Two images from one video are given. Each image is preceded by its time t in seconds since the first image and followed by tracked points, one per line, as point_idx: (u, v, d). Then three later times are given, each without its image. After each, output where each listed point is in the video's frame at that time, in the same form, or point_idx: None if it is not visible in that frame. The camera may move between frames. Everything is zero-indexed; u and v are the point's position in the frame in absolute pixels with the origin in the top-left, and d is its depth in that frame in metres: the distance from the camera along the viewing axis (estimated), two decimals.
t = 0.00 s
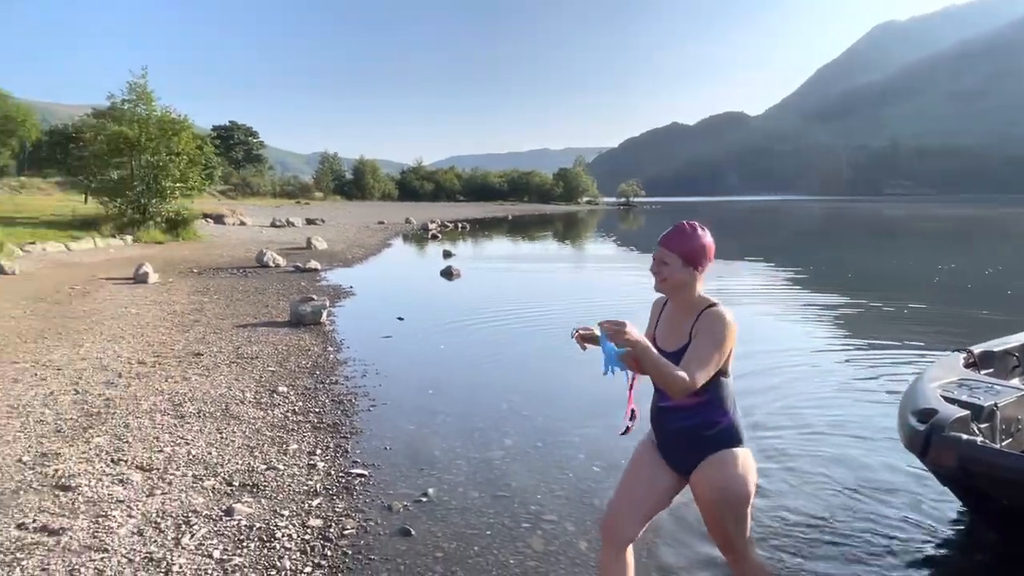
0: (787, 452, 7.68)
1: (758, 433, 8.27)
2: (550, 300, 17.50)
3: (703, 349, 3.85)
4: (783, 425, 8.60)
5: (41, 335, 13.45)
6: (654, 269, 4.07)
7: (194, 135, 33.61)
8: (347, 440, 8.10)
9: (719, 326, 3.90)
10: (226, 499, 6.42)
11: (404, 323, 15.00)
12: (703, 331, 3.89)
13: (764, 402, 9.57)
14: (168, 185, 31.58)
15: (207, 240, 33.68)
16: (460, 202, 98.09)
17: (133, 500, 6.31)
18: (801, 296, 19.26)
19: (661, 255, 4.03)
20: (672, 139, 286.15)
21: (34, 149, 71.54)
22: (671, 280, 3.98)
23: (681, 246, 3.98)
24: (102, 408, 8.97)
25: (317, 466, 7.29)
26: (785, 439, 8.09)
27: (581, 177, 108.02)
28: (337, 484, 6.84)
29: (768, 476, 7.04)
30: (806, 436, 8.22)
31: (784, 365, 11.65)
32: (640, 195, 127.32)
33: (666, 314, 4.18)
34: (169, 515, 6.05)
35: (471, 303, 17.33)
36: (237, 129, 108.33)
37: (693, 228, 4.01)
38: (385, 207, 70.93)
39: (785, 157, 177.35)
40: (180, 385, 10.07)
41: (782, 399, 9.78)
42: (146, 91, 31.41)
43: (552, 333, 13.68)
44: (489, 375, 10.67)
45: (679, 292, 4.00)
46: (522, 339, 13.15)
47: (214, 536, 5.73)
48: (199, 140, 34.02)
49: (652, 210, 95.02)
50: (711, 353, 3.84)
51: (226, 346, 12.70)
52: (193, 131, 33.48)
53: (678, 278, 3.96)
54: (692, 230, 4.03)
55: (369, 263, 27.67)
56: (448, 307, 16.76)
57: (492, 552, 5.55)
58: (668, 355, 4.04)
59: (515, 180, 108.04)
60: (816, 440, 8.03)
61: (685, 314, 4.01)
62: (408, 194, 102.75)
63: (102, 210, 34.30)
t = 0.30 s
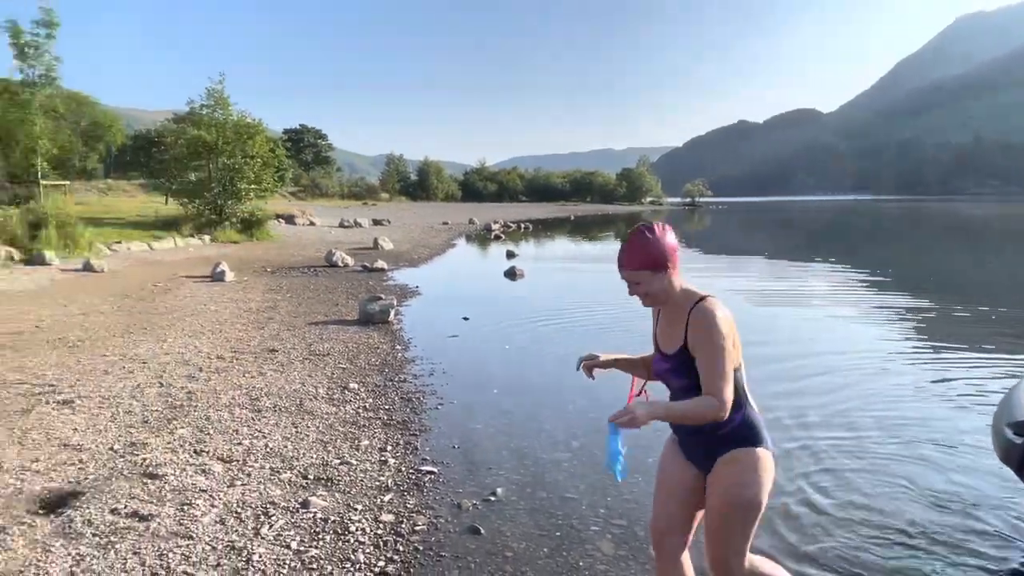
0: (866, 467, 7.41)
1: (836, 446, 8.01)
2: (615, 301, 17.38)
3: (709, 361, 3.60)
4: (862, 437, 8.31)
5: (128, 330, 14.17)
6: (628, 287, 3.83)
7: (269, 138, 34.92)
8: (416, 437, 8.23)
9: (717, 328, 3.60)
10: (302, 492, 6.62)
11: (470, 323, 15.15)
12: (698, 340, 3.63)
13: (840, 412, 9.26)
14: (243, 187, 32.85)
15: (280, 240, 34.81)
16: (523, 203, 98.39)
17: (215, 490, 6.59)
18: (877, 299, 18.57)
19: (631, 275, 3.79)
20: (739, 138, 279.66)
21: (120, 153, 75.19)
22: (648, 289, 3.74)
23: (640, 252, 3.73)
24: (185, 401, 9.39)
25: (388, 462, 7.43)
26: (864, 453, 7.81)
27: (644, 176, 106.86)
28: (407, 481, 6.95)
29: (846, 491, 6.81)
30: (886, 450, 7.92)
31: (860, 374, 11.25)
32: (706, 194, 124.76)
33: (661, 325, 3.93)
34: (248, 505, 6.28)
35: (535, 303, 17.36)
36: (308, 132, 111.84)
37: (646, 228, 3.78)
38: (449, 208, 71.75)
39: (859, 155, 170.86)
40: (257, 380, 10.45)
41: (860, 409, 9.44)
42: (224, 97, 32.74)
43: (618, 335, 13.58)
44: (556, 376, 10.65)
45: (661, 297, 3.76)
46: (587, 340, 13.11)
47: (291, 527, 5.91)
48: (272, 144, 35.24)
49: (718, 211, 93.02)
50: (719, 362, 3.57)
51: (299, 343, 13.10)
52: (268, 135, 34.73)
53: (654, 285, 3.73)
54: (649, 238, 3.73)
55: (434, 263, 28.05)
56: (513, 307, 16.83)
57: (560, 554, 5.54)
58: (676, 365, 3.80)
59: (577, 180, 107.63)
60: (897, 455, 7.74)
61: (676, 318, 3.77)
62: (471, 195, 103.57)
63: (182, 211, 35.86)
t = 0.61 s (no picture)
0: (975, 491, 7.02)
1: (941, 466, 7.61)
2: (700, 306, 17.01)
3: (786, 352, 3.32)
4: (969, 458, 7.87)
5: (229, 325, 14.93)
6: (680, 288, 3.56)
7: (356, 142, 36.02)
8: (502, 436, 8.32)
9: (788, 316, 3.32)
10: (395, 486, 6.80)
11: (552, 324, 15.18)
12: (763, 332, 3.36)
13: (944, 429, 8.79)
14: (331, 189, 34.05)
15: (365, 241, 35.86)
16: (601, 204, 97.67)
17: (314, 480, 6.87)
18: (985, 304, 17.44)
19: (682, 279, 3.51)
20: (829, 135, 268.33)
21: (217, 158, 79.16)
22: (703, 287, 3.47)
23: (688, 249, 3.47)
24: (282, 394, 9.83)
25: (476, 460, 7.54)
26: (972, 475, 7.41)
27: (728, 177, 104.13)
28: (496, 479, 7.03)
29: (955, 515, 6.47)
30: (996, 473, 7.48)
31: (966, 386, 10.64)
32: (792, 195, 120.32)
33: (714, 326, 3.66)
34: (345, 497, 6.51)
35: (618, 305, 17.23)
36: (391, 135, 114.82)
37: (690, 225, 3.53)
38: (528, 209, 72.03)
39: (962, 153, 160.86)
40: (348, 376, 10.82)
41: (966, 426, 8.94)
42: (316, 102, 34.03)
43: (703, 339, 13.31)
44: (640, 379, 10.54)
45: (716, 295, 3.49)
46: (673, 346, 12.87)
47: (385, 519, 6.09)
48: (359, 147, 36.33)
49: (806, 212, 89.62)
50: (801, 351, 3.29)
51: (387, 341, 13.46)
52: (355, 139, 35.85)
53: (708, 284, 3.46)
54: (697, 239, 3.45)
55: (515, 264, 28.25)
56: (595, 309, 16.76)
57: (651, 560, 5.49)
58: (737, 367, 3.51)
59: (658, 181, 105.97)
60: (1009, 480, 7.30)
61: (732, 316, 3.50)
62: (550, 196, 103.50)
63: (275, 212, 37.45)
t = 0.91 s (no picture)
0: None
1: None
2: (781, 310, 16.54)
3: (793, 375, 3.15)
4: None
5: (315, 323, 15.54)
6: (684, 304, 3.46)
7: (435, 146, 36.75)
8: (582, 438, 8.36)
9: (793, 337, 3.16)
10: (477, 482, 6.95)
11: (629, 326, 15.08)
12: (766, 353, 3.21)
13: None
14: (410, 192, 34.90)
15: (442, 242, 36.52)
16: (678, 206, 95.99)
17: (400, 474, 7.10)
18: None
19: (687, 295, 3.41)
20: (923, 133, 254.79)
21: (302, 162, 82.19)
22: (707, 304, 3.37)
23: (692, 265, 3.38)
24: (367, 390, 10.18)
25: (557, 460, 7.61)
26: None
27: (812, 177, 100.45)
28: (577, 480, 7.08)
29: None
30: None
31: None
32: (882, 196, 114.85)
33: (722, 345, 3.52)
34: (429, 491, 6.70)
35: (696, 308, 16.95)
36: (467, 139, 116.49)
37: (697, 241, 3.44)
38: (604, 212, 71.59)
39: None
40: (430, 374, 11.10)
41: None
42: (396, 107, 34.96)
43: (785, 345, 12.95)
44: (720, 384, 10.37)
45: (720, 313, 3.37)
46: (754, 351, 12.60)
47: (469, 515, 6.23)
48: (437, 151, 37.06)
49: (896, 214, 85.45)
50: (809, 373, 3.11)
51: (466, 341, 13.71)
52: (434, 143, 36.58)
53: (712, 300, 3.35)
54: (703, 254, 3.34)
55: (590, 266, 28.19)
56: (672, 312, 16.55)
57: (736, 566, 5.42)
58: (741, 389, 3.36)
59: (737, 182, 103.28)
60: None
61: (737, 336, 3.37)
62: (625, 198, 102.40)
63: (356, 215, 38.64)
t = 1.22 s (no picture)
0: None
1: None
2: (867, 318, 16.01)
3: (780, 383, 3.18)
4: None
5: (396, 323, 16.03)
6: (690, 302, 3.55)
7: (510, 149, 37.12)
8: (663, 443, 8.38)
9: (788, 341, 3.18)
10: (560, 483, 7.09)
11: (708, 332, 14.92)
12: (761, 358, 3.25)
13: None
14: (486, 195, 35.39)
15: (516, 245, 36.84)
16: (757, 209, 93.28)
17: (484, 471, 7.33)
18: None
19: (689, 291, 3.49)
20: None
21: (380, 166, 84.30)
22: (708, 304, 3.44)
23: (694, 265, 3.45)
24: (450, 390, 10.49)
25: (638, 464, 7.67)
26: None
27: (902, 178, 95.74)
28: (659, 485, 7.13)
29: None
30: None
31: None
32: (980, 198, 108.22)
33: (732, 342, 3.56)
34: (513, 489, 6.89)
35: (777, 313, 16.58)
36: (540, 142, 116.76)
37: (704, 240, 3.49)
38: (679, 214, 70.42)
39: None
40: (510, 376, 11.33)
41: None
42: (473, 112, 35.54)
43: (871, 354, 12.56)
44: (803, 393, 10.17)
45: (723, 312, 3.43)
46: (839, 359, 12.28)
47: (553, 514, 6.39)
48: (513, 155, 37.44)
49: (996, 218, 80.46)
50: (794, 384, 3.13)
51: (543, 343, 13.88)
52: (510, 147, 36.96)
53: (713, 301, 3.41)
54: (707, 251, 3.41)
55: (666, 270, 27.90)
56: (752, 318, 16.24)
57: None
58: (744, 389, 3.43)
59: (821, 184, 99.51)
60: None
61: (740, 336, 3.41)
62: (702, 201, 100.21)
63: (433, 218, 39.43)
